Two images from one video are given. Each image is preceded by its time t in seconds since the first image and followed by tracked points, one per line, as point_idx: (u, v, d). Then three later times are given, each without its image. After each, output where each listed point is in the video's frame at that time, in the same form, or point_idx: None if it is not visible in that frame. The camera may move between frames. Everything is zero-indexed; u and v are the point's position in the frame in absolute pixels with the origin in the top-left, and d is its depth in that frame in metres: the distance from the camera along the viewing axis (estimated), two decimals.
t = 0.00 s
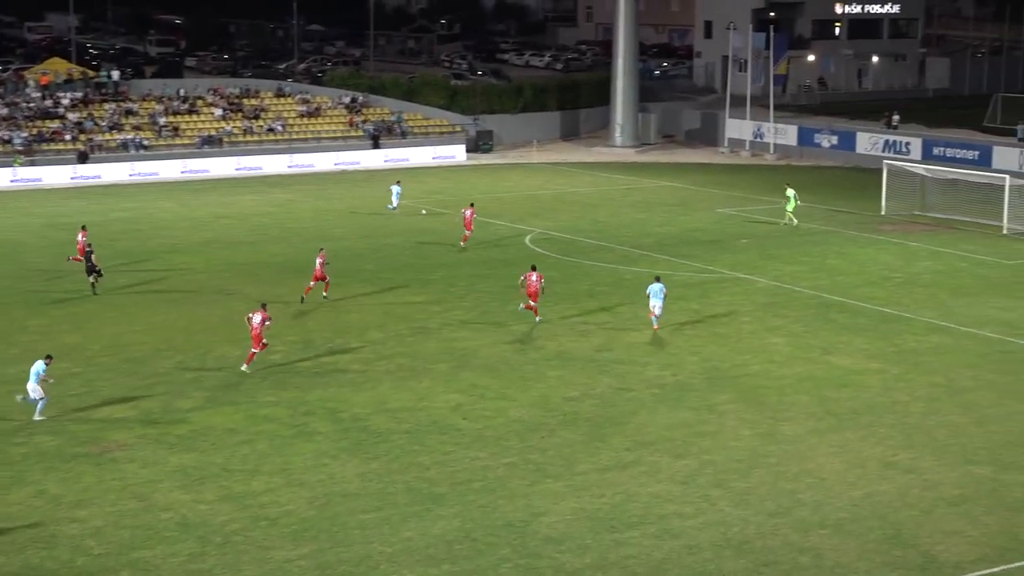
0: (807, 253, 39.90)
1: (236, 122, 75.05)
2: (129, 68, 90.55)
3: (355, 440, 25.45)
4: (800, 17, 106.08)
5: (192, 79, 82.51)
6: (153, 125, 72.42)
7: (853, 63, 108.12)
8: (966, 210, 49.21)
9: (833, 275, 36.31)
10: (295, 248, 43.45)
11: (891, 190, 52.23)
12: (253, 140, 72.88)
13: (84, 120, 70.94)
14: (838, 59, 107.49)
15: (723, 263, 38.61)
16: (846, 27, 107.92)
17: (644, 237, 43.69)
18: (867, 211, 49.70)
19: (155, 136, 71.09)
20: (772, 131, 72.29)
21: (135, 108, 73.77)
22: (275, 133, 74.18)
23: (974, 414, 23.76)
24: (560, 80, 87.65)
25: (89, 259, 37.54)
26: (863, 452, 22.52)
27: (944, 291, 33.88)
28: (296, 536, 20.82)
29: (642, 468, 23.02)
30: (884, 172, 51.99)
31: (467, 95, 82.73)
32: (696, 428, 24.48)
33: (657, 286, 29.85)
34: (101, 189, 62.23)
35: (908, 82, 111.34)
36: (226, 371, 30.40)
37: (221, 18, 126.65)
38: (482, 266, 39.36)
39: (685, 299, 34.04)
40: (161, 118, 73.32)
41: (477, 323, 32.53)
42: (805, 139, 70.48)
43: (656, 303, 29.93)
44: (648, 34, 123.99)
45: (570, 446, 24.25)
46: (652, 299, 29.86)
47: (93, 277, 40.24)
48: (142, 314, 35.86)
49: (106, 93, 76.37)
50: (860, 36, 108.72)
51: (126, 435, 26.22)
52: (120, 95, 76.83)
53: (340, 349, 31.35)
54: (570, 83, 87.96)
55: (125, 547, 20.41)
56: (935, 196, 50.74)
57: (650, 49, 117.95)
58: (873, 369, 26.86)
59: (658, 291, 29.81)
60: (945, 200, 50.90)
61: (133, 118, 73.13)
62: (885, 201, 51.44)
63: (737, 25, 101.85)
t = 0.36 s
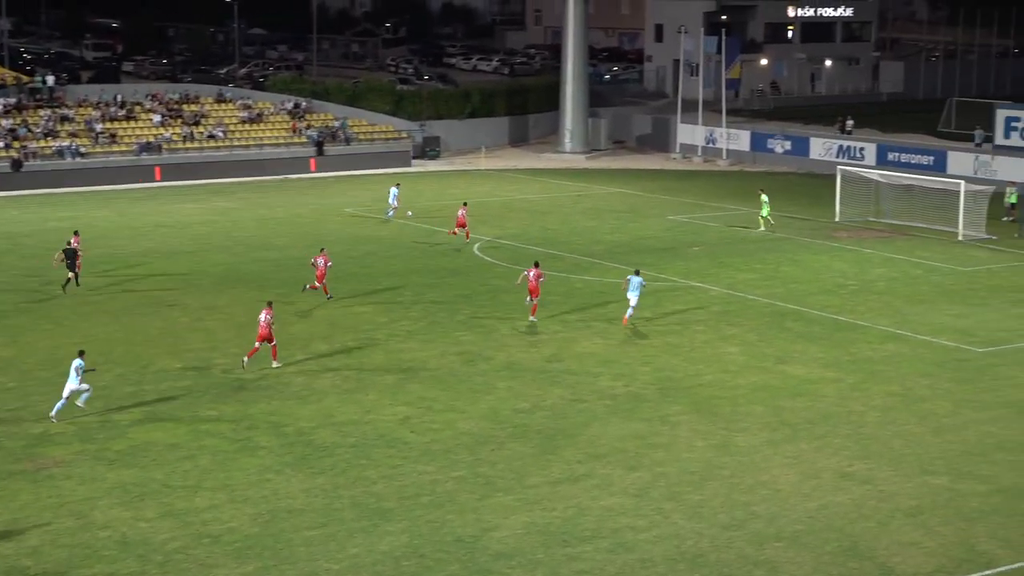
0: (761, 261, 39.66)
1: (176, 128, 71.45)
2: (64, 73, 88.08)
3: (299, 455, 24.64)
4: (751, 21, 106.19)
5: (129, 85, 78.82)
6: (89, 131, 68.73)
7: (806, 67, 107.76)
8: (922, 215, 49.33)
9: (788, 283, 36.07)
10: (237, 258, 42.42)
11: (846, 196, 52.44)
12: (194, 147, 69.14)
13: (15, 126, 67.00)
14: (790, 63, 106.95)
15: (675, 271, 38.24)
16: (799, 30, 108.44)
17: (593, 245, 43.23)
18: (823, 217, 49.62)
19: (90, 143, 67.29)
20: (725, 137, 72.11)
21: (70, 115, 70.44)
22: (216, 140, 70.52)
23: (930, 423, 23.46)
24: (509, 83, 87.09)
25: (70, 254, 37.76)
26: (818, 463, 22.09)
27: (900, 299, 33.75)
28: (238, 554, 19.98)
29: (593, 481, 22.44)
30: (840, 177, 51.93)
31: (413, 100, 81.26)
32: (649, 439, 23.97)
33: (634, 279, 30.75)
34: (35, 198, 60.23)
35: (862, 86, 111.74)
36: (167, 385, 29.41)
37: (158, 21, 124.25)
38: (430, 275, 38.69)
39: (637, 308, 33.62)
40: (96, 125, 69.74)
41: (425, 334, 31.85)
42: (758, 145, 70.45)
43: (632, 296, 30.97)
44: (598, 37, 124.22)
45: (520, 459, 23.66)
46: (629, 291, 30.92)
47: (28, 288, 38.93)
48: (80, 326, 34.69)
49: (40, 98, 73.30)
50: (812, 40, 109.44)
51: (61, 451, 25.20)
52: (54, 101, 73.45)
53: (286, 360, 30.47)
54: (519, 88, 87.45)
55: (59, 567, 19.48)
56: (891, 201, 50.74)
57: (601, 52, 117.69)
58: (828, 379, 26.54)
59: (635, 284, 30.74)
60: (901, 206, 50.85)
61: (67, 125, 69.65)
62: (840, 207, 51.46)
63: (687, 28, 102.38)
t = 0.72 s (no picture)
0: (718, 268, 39.37)
1: (118, 135, 69.97)
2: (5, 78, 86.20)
3: (248, 470, 23.86)
4: (707, 24, 104.21)
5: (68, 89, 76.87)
6: (28, 137, 67.06)
7: (764, 72, 106.96)
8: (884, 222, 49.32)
9: (746, 291, 35.80)
10: (185, 267, 41.49)
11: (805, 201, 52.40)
12: (138, 153, 67.91)
13: None
14: (748, 66, 105.80)
15: (632, 279, 37.86)
16: (756, 33, 106.28)
17: (548, 252, 42.79)
18: (782, 223, 49.50)
19: (30, 150, 65.72)
20: (681, 142, 72.11)
21: (9, 120, 68.49)
22: (160, 146, 69.16)
23: (892, 433, 23.15)
24: (461, 89, 86.50)
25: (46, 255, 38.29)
26: (778, 475, 21.67)
27: (860, 306, 33.58)
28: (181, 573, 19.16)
29: (550, 493, 21.88)
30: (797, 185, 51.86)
31: (363, 105, 80.58)
32: (606, 451, 23.47)
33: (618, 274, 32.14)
34: None
35: (821, 89, 111.48)
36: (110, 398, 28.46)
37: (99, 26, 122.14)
38: (380, 284, 38.00)
39: (593, 317, 33.19)
40: (36, 130, 68.06)
41: (377, 345, 31.16)
42: (715, 150, 70.36)
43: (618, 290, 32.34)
44: (552, 40, 124.66)
45: (475, 472, 23.07)
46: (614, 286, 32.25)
47: None
48: (21, 336, 33.62)
49: None
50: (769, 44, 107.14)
51: None
52: None
53: (235, 372, 29.62)
54: (471, 93, 87.02)
55: None
56: (850, 207, 50.56)
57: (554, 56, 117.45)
58: (788, 388, 26.20)
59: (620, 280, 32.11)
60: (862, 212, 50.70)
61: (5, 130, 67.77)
62: (799, 214, 51.36)
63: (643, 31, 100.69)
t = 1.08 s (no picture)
0: (679, 276, 38.94)
1: (61, 141, 67.00)
2: None
3: (197, 486, 23.01)
4: (668, 26, 103.77)
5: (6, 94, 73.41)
6: None
7: (726, 75, 106.84)
8: (850, 226, 48.90)
9: (708, 299, 35.37)
10: (133, 278, 40.37)
11: (768, 208, 51.96)
12: (83, 161, 65.28)
13: None
14: (710, 69, 105.76)
15: (592, 288, 37.32)
16: (718, 36, 106.04)
17: (506, 261, 42.15)
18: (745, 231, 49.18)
19: None
20: (642, 147, 71.51)
21: None
22: (106, 152, 66.58)
23: (858, 443, 22.76)
24: (416, 93, 85.45)
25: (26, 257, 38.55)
26: (742, 487, 21.18)
27: (824, 314, 33.27)
28: None
29: (508, 507, 21.25)
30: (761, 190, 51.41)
31: (315, 109, 78.74)
32: (567, 463, 22.88)
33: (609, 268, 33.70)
34: None
35: (783, 92, 110.94)
36: (54, 411, 27.42)
37: (43, 28, 119.57)
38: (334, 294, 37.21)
39: (552, 326, 32.64)
40: None
41: (331, 356, 30.37)
42: (675, 154, 70.27)
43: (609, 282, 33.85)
44: (509, 43, 123.89)
45: (432, 486, 22.39)
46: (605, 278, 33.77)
47: None
48: None
49: None
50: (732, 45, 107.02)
51: None
52: None
53: (184, 384, 28.68)
54: (427, 97, 85.97)
55: None
56: (814, 213, 50.15)
57: (512, 59, 117.00)
58: (751, 398, 25.75)
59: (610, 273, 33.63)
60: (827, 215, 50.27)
61: None
62: (763, 220, 51.06)
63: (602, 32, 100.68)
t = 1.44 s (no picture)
0: (645, 286, 38.51)
1: (9, 146, 65.04)
2: None
3: (150, 502, 22.24)
4: (634, 29, 102.62)
5: None
6: None
7: (693, 79, 105.12)
8: (822, 235, 48.75)
9: (676, 309, 34.96)
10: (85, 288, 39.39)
11: (737, 216, 51.60)
12: (32, 168, 63.37)
13: None
14: (676, 74, 104.07)
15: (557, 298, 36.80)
16: (685, 39, 104.37)
17: (468, 270, 41.57)
18: (713, 238, 48.79)
19: None
20: (608, 154, 70.42)
21: None
22: (57, 159, 64.79)
23: (830, 456, 22.35)
24: (377, 98, 82.79)
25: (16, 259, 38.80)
26: (712, 501, 20.70)
27: (795, 324, 32.92)
28: None
29: (473, 523, 20.63)
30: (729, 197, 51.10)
31: (272, 116, 76.52)
32: (532, 478, 22.33)
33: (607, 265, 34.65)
34: None
35: (752, 98, 108.90)
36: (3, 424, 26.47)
37: None
38: (292, 305, 36.48)
39: (517, 337, 32.09)
40: None
41: (289, 369, 29.63)
42: (642, 161, 69.00)
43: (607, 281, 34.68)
44: (472, 47, 123.50)
45: (394, 502, 21.75)
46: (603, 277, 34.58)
47: None
48: None
49: None
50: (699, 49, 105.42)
51: None
52: None
53: (138, 398, 27.85)
54: (388, 102, 83.31)
55: None
56: (784, 221, 50.01)
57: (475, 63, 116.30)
58: (721, 410, 25.31)
59: (609, 270, 34.53)
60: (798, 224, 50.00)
61: None
62: (732, 228, 50.57)
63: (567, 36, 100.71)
